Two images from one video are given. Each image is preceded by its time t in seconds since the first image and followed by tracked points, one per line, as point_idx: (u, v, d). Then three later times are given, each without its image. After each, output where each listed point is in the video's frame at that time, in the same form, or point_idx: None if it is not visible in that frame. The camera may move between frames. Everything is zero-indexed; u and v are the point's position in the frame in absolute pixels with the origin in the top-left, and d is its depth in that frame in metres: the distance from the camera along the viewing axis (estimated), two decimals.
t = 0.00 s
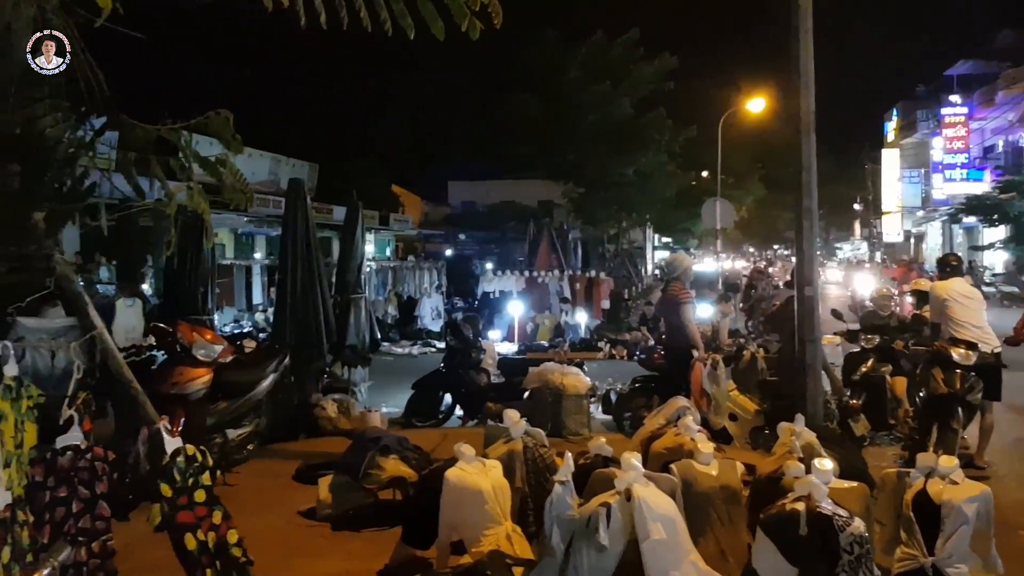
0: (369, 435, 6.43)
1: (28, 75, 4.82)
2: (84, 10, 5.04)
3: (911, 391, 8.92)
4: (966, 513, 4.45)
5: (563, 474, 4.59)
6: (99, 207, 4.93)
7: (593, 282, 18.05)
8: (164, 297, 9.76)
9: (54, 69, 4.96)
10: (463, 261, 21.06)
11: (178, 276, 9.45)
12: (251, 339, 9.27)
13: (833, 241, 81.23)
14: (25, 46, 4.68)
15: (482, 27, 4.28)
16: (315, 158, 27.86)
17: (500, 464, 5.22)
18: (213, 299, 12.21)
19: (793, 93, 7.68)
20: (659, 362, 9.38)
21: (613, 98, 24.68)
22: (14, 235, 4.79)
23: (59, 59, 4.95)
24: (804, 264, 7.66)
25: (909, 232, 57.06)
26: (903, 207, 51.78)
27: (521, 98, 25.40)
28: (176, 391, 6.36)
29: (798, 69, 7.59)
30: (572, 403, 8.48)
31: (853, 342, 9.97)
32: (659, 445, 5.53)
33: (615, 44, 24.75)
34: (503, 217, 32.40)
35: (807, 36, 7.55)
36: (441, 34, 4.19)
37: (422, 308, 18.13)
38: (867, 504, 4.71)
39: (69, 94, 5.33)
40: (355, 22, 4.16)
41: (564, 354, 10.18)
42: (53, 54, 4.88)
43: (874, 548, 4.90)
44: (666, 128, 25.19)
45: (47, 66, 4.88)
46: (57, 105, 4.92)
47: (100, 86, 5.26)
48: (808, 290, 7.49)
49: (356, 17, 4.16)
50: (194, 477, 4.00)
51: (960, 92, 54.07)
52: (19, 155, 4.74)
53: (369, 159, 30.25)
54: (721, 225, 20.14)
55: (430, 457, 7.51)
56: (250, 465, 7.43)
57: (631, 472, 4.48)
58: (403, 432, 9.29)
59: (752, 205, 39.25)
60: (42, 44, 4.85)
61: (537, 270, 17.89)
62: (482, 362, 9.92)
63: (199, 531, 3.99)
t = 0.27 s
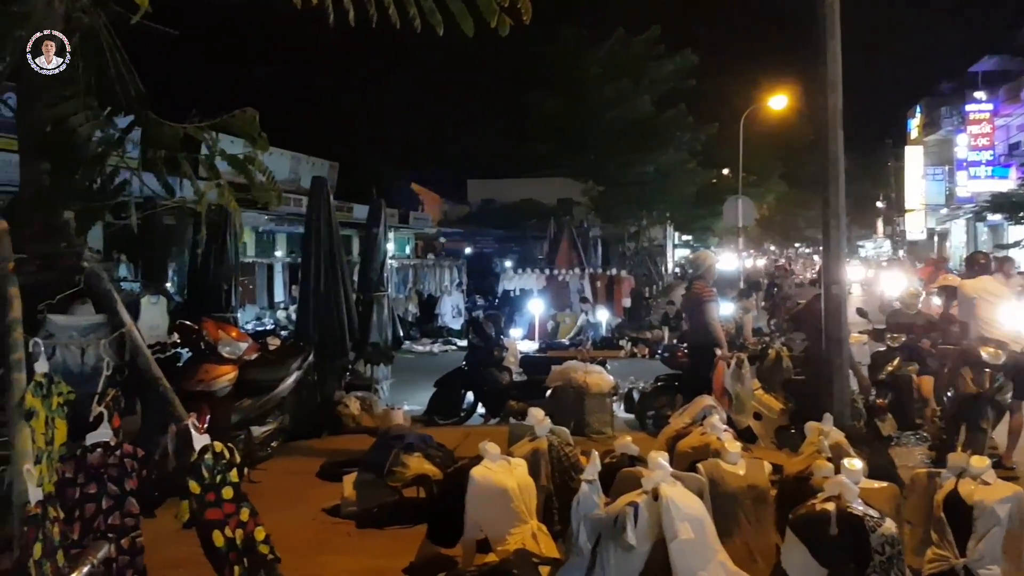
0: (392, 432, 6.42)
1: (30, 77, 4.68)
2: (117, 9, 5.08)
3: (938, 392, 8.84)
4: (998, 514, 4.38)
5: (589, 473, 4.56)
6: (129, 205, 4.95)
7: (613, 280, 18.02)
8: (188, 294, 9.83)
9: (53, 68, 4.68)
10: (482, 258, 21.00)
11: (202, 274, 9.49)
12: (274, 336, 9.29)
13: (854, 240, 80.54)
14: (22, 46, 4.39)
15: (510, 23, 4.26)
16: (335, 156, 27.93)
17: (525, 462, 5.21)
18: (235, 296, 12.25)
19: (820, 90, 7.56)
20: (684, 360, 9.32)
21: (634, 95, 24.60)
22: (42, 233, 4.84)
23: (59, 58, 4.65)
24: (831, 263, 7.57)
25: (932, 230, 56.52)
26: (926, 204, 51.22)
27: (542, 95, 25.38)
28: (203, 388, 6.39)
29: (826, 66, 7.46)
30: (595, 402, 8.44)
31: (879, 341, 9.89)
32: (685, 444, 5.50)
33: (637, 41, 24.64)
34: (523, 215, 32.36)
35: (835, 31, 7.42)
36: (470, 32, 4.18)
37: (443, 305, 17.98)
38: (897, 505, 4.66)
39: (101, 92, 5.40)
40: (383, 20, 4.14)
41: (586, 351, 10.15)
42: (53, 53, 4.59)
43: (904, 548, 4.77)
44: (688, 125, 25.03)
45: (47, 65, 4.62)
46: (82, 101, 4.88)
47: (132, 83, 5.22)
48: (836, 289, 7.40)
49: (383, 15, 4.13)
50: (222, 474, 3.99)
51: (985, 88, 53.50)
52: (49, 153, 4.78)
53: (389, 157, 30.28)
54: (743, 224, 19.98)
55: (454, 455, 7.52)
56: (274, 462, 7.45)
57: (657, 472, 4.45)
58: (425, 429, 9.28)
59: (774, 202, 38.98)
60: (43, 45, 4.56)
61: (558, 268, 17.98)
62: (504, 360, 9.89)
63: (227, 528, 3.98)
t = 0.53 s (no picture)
0: (407, 431, 6.38)
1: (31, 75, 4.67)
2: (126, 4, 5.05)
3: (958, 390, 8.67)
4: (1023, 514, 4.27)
5: (607, 472, 4.49)
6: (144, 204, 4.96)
7: (628, 278, 17.96)
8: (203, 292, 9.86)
9: (54, 69, 4.65)
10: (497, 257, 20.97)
11: (217, 273, 9.51)
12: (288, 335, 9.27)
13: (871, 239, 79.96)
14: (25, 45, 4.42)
15: (527, 16, 4.22)
16: (350, 156, 27.99)
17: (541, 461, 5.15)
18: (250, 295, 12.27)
19: (839, 85, 7.47)
20: (700, 359, 9.23)
21: (650, 93, 24.53)
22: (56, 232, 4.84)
23: (60, 58, 4.61)
24: (851, 261, 7.46)
25: (950, 228, 56.03)
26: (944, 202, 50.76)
27: (556, 93, 25.34)
28: (217, 386, 6.37)
29: (846, 61, 7.38)
30: (611, 400, 8.39)
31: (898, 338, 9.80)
32: (702, 443, 5.44)
33: (652, 39, 24.56)
34: (537, 214, 32.33)
35: (854, 26, 7.33)
36: (487, 25, 4.14)
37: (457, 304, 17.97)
38: (918, 505, 4.58)
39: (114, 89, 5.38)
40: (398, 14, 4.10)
41: (602, 350, 10.09)
42: (54, 53, 4.56)
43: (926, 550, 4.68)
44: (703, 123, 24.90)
45: (47, 65, 4.58)
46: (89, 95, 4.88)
47: (144, 83, 5.13)
48: (855, 286, 7.29)
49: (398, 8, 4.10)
50: (236, 473, 3.95)
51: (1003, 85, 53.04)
52: (63, 148, 4.81)
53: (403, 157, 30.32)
54: (760, 222, 19.85)
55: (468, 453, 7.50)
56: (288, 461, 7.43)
57: (675, 471, 4.39)
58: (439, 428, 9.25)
59: (790, 201, 38.74)
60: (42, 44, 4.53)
61: (573, 266, 17.98)
62: (519, 359, 9.85)
63: (241, 528, 3.94)
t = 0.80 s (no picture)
0: (408, 427, 6.31)
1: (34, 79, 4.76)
2: None
3: (966, 384, 8.64)
4: None
5: (607, 467, 4.42)
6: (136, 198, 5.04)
7: (632, 276, 17.60)
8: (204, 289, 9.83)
9: (53, 70, 4.69)
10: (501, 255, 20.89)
11: (218, 268, 9.49)
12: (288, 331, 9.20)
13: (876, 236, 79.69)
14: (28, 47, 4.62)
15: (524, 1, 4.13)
16: (354, 153, 27.95)
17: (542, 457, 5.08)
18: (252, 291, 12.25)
19: (844, 77, 7.38)
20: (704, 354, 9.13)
21: (654, 90, 24.45)
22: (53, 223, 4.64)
23: (60, 58, 4.69)
24: (856, 254, 7.37)
25: (956, 225, 55.70)
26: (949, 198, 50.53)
27: (560, 90, 25.26)
28: (216, 382, 6.32)
29: (850, 52, 7.28)
30: (614, 396, 8.33)
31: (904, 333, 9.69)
32: (705, 438, 5.37)
33: (657, 36, 24.47)
34: (541, 211, 32.25)
35: (859, 16, 7.23)
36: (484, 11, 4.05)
37: (460, 301, 17.93)
38: (924, 500, 4.51)
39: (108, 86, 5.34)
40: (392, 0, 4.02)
41: (605, 346, 10.01)
42: (54, 53, 4.67)
43: (929, 544, 4.70)
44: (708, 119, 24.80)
45: (48, 65, 4.66)
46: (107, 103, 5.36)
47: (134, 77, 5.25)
48: (860, 279, 7.21)
49: None
50: (230, 469, 3.90)
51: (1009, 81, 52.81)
52: (55, 140, 4.67)
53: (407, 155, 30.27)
54: (765, 218, 19.75)
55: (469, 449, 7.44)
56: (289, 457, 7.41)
57: (678, 466, 4.32)
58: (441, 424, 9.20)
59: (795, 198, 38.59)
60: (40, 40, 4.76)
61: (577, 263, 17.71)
62: (521, 355, 9.78)
63: (235, 524, 3.89)
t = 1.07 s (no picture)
0: (400, 424, 6.22)
1: (25, 72, 4.98)
2: None
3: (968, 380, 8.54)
4: None
5: (598, 463, 4.33)
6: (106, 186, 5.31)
7: (632, 272, 17.68)
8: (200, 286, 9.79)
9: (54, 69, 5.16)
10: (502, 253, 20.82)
11: (213, 264, 9.43)
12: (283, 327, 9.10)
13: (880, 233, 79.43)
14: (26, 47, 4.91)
15: None
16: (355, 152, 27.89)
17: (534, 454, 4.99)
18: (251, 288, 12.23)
19: (842, 69, 7.29)
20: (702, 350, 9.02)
21: (655, 87, 24.37)
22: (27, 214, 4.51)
23: (60, 58, 5.16)
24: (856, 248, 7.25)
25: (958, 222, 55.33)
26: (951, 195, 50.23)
27: (560, 87, 25.16)
28: (205, 378, 6.24)
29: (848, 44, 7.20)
30: (612, 393, 8.24)
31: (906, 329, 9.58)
32: (702, 434, 5.27)
33: (658, 32, 24.37)
34: (542, 209, 32.16)
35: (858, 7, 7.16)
36: None
37: (460, 298, 17.76)
38: (922, 497, 4.41)
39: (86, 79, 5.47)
40: None
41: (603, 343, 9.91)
42: (53, 53, 5.12)
43: (928, 543, 4.64)
44: (709, 116, 24.68)
45: (47, 65, 5.10)
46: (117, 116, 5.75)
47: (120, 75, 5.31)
48: (859, 274, 7.12)
49: None
50: (211, 466, 3.82)
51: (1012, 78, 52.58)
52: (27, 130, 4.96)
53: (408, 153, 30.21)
54: (766, 215, 19.65)
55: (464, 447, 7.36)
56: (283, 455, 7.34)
57: (670, 463, 4.23)
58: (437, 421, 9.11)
59: (797, 195, 38.41)
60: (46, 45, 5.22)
61: (576, 259, 17.78)
62: (518, 352, 9.68)
63: (216, 522, 3.81)
